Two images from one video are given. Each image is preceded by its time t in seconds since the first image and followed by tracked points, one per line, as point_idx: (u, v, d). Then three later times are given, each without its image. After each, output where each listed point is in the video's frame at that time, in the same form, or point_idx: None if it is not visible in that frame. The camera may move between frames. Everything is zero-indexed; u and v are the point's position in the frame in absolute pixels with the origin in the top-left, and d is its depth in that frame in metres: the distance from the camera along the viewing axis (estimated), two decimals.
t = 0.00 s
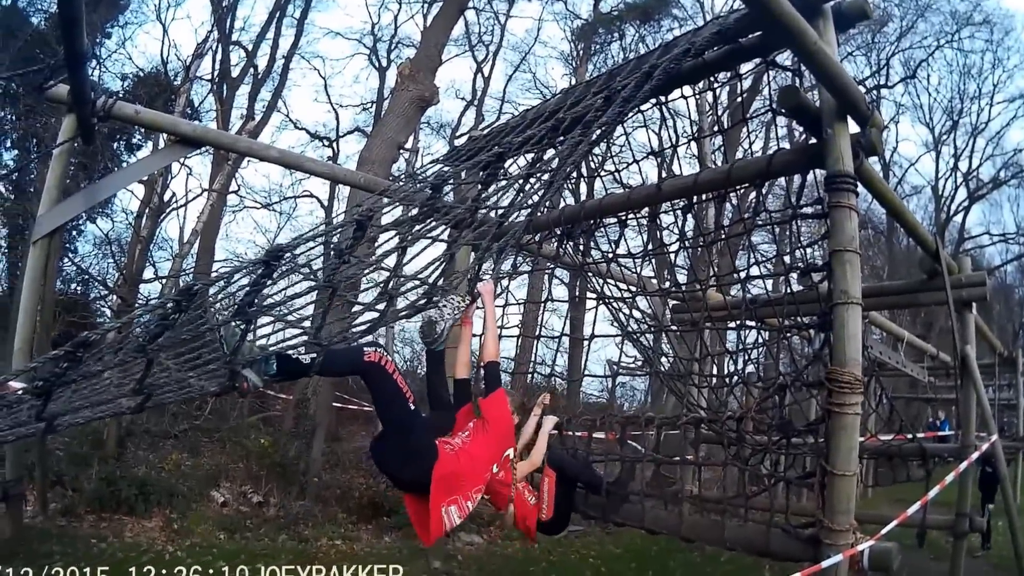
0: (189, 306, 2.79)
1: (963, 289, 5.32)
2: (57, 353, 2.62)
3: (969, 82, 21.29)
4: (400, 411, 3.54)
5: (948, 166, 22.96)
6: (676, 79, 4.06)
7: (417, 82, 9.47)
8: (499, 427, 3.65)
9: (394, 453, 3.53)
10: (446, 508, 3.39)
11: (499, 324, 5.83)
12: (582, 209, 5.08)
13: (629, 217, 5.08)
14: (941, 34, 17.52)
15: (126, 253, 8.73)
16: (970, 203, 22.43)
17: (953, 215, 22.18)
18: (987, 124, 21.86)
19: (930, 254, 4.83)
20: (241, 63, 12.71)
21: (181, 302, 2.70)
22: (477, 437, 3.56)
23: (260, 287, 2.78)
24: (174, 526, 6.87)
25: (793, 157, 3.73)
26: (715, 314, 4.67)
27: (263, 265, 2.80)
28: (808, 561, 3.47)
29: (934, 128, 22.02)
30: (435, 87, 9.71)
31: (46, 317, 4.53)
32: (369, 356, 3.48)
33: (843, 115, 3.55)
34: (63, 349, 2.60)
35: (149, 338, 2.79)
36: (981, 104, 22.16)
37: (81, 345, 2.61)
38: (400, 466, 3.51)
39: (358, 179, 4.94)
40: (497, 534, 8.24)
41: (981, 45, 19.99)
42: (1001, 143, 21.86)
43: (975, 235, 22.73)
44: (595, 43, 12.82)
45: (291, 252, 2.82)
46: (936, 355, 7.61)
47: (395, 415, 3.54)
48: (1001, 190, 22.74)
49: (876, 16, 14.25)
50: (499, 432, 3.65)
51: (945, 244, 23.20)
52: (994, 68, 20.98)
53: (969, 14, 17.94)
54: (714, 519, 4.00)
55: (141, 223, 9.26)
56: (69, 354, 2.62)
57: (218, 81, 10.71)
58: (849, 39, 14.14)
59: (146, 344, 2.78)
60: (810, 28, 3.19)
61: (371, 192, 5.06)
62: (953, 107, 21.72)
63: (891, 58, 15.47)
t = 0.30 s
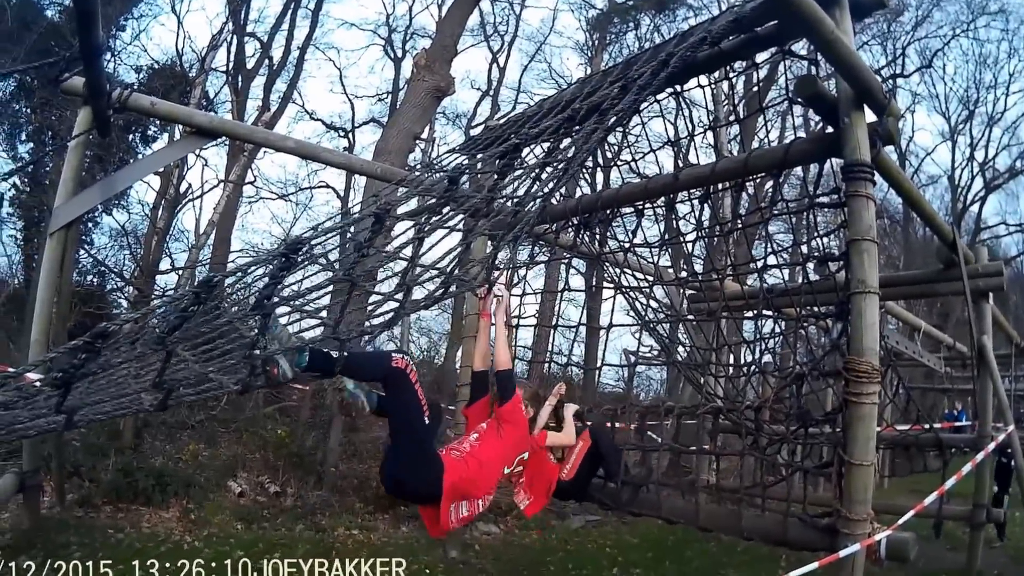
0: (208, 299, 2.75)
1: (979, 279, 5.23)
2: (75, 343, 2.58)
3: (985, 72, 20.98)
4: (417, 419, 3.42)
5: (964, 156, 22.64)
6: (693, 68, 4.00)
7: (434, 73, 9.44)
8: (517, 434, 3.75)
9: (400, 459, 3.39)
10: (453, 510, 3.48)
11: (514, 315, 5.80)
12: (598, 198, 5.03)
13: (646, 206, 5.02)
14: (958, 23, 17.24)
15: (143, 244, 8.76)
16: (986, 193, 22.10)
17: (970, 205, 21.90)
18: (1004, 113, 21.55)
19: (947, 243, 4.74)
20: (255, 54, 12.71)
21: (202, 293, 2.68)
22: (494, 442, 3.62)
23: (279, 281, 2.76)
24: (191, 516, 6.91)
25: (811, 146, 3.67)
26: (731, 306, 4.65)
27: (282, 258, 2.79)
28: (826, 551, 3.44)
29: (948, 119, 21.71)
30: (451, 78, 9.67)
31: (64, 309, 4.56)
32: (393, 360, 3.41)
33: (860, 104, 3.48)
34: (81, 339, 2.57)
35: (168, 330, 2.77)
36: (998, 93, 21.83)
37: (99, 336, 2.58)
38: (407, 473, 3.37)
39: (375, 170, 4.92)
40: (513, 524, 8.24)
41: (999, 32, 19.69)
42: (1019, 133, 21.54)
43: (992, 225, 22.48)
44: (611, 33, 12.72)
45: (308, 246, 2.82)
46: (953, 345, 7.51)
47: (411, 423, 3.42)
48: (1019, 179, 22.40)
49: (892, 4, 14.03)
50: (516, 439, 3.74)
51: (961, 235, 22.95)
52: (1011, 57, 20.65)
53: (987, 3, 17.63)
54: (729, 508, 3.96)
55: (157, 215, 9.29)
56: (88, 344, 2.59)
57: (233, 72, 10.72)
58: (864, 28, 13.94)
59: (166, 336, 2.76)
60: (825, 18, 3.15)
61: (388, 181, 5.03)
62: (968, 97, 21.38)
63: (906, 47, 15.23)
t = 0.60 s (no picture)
0: (228, 288, 2.74)
1: (997, 269, 5.16)
2: (94, 334, 2.57)
3: (1001, 61, 20.65)
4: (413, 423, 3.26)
5: (981, 145, 22.33)
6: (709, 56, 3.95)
7: (449, 62, 9.42)
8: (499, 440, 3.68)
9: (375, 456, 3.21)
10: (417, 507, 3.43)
11: (528, 304, 5.78)
12: (613, 185, 5.00)
13: (663, 194, 4.97)
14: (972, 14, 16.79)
15: (160, 236, 8.82)
16: (1003, 183, 21.80)
17: (987, 195, 21.62)
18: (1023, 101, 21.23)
19: (965, 232, 4.68)
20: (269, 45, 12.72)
21: (222, 282, 2.67)
22: (467, 440, 3.53)
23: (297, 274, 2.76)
24: (210, 506, 6.97)
25: (829, 133, 3.62)
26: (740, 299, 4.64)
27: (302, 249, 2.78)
28: (844, 540, 3.40)
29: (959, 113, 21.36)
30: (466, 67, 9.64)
31: (81, 301, 4.59)
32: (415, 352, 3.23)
33: (877, 92, 3.43)
34: (100, 329, 2.56)
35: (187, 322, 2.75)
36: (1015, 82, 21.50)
37: (119, 326, 2.57)
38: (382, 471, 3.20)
39: (391, 159, 4.92)
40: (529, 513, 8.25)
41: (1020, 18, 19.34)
42: None
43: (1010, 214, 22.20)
44: (625, 21, 12.62)
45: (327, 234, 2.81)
46: (970, 335, 7.43)
47: (409, 423, 3.27)
48: None
49: None
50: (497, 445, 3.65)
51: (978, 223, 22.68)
52: None
53: None
54: (745, 494, 3.94)
55: (174, 206, 9.34)
56: (107, 335, 2.58)
57: (248, 64, 10.75)
58: (880, 16, 13.75)
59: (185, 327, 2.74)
60: (843, 5, 3.11)
61: (404, 170, 5.01)
62: (984, 85, 21.01)
63: (924, 35, 15.00)
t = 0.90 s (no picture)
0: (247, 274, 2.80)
1: (1015, 258, 5.09)
2: (114, 323, 2.61)
3: (1019, 49, 20.34)
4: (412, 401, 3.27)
5: (999, 134, 22.04)
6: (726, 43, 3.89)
7: (465, 51, 9.39)
8: (488, 376, 3.61)
9: (367, 436, 3.18)
10: (426, 480, 3.41)
11: (545, 292, 5.76)
12: (627, 174, 4.97)
13: (680, 181, 4.92)
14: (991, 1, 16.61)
15: (178, 228, 8.87)
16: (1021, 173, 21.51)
17: (1004, 185, 21.35)
18: None
19: (982, 222, 4.61)
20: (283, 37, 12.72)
21: (242, 268, 2.73)
22: (452, 379, 3.48)
23: (318, 255, 2.87)
24: (228, 496, 7.05)
25: (846, 120, 3.57)
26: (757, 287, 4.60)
27: (320, 234, 2.88)
28: (863, 529, 3.37)
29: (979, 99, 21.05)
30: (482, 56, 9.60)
31: (99, 292, 4.63)
32: (419, 318, 3.22)
33: (894, 79, 3.38)
34: (120, 318, 2.59)
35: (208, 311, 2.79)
36: None
37: (138, 313, 2.61)
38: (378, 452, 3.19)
39: (408, 147, 4.91)
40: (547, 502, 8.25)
41: None
42: None
43: None
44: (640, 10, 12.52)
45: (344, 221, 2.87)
46: (987, 325, 7.34)
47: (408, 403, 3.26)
48: None
49: None
50: (486, 378, 3.58)
51: (996, 213, 22.40)
52: None
53: None
54: (762, 482, 3.91)
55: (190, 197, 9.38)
56: (128, 322, 2.62)
57: (262, 56, 10.76)
58: (897, 5, 13.56)
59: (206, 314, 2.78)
60: None
61: (421, 159, 5.00)
62: (1001, 75, 20.70)
63: (942, 23, 14.77)
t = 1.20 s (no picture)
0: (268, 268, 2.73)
1: None
2: (133, 315, 2.57)
3: None
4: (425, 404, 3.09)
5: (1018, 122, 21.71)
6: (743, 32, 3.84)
7: (480, 41, 9.35)
8: (506, 386, 3.40)
9: (378, 428, 3.04)
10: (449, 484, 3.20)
11: (561, 281, 5.74)
12: (641, 164, 4.95)
13: (697, 170, 4.87)
14: None
15: (194, 220, 8.92)
16: None
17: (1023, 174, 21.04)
18: None
19: (999, 213, 4.54)
20: (298, 28, 12.72)
21: (260, 262, 2.65)
22: (475, 395, 3.24)
23: (337, 250, 2.74)
24: (245, 487, 7.12)
25: (862, 108, 3.52)
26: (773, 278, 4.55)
27: (340, 227, 2.74)
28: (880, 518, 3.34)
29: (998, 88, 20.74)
30: (498, 46, 9.55)
31: (117, 285, 4.66)
32: (446, 324, 3.13)
33: (911, 67, 3.32)
34: (138, 311, 2.56)
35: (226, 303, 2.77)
36: None
37: (157, 308, 2.57)
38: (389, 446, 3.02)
39: (425, 138, 4.90)
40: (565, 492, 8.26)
41: None
42: None
43: None
44: None
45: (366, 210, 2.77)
46: (1005, 316, 7.25)
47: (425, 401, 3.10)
48: None
49: None
50: (507, 393, 3.39)
51: (1015, 203, 22.10)
52: None
53: None
54: (778, 472, 3.88)
55: (207, 189, 9.42)
56: (146, 316, 2.58)
57: (277, 48, 10.77)
58: None
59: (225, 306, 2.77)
60: None
61: (438, 149, 4.99)
62: (1020, 63, 20.34)
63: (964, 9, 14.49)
